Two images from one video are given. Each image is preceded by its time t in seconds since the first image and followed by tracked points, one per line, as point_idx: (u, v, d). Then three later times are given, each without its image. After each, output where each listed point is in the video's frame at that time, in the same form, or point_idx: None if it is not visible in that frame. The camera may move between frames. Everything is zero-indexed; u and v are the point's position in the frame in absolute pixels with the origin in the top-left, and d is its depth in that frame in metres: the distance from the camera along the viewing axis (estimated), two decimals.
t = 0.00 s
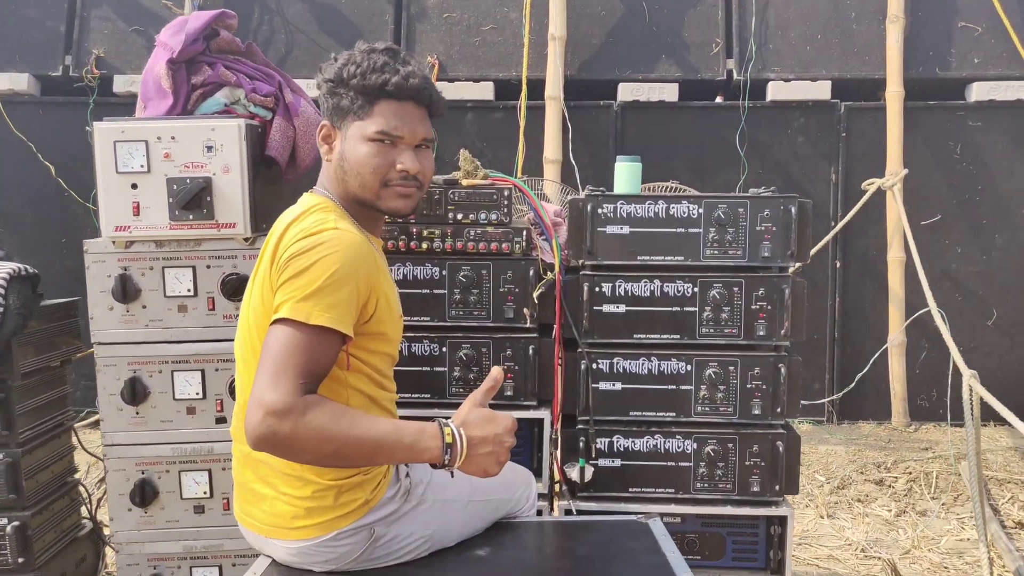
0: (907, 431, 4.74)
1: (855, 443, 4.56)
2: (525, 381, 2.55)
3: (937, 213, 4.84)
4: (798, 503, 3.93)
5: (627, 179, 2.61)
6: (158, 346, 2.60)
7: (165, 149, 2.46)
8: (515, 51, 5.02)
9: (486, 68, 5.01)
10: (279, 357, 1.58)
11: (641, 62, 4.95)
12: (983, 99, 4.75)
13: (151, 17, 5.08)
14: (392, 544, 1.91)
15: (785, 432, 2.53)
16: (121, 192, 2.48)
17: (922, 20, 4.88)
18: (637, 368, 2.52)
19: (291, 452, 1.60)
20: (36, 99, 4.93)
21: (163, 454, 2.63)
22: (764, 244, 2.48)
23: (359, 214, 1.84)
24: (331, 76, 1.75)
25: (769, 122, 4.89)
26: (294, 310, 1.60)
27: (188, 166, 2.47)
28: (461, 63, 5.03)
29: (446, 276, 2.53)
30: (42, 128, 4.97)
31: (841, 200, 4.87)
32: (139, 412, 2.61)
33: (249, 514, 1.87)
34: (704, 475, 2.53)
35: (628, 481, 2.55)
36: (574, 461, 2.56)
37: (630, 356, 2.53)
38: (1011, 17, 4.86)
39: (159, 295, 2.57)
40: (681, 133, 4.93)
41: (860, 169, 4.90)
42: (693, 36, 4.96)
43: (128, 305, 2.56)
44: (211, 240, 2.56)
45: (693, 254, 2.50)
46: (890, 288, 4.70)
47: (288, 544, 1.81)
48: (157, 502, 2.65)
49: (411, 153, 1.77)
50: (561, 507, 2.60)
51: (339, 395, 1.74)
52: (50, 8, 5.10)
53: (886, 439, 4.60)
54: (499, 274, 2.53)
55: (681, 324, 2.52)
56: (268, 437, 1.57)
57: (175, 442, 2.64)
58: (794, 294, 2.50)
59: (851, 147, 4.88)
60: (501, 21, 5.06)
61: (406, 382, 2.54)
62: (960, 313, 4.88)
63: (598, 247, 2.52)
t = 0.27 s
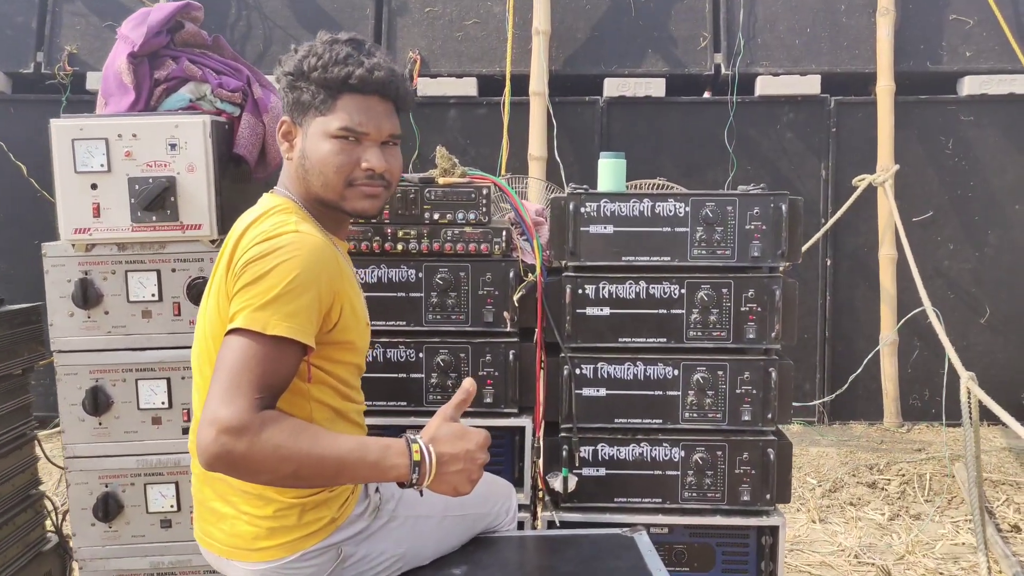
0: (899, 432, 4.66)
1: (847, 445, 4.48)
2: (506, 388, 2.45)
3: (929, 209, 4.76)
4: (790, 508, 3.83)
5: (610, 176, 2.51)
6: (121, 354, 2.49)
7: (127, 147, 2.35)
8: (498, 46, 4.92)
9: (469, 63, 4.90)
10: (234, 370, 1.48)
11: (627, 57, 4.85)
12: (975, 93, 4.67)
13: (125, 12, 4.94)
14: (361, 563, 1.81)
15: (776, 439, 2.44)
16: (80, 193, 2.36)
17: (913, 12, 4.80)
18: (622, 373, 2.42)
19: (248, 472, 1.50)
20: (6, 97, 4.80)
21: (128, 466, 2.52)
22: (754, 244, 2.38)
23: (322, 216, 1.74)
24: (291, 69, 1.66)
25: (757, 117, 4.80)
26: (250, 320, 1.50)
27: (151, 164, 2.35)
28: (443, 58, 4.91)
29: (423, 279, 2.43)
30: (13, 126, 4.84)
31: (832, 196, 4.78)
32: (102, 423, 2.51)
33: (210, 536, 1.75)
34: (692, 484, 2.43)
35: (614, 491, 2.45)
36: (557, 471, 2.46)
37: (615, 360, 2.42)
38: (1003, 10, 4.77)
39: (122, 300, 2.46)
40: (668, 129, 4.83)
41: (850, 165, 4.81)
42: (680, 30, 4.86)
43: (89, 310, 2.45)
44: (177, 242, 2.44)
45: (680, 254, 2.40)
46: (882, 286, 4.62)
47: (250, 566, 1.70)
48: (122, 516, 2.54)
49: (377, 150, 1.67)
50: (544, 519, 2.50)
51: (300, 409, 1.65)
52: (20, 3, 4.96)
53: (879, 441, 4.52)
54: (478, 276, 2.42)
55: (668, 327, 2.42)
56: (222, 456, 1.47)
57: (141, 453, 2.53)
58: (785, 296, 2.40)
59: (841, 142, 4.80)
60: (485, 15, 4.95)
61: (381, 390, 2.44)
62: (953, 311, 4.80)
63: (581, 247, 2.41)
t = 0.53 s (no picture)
0: (899, 430, 4.55)
1: (845, 443, 4.37)
2: (486, 389, 2.34)
3: (926, 201, 4.65)
4: (787, 509, 3.73)
5: (594, 167, 2.40)
6: (84, 358, 2.37)
7: (86, 141, 2.23)
8: (485, 39, 4.81)
9: (455, 57, 4.80)
10: (182, 374, 1.35)
11: (616, 49, 4.74)
12: (972, 82, 4.57)
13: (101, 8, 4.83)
14: None
15: (770, 441, 2.33)
16: (37, 189, 2.24)
17: None
18: (609, 373, 2.32)
19: (199, 485, 1.38)
20: None
21: (93, 476, 2.41)
22: (745, 236, 2.27)
23: (279, 208, 1.63)
24: (244, 52, 1.54)
25: (750, 109, 4.69)
26: (198, 320, 1.38)
27: (111, 159, 2.24)
28: (428, 53, 4.81)
29: (399, 277, 2.32)
30: None
31: (827, 189, 4.67)
32: (65, 430, 2.39)
33: (164, 551, 1.63)
34: (684, 489, 2.32)
35: (601, 496, 2.34)
36: (542, 476, 2.35)
37: (601, 360, 2.32)
38: None
39: (84, 302, 2.35)
40: (659, 122, 4.73)
41: (845, 157, 4.71)
42: (669, 21, 4.76)
43: (50, 313, 2.33)
44: (141, 240, 2.33)
45: (667, 248, 2.29)
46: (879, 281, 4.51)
47: None
48: (88, 528, 2.43)
49: (338, 138, 1.57)
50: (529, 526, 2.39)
51: (257, 415, 1.54)
52: None
53: (878, 439, 4.42)
54: (456, 273, 2.31)
55: (655, 324, 2.31)
56: (170, 469, 1.35)
57: (106, 462, 2.41)
58: (779, 290, 2.29)
59: (836, 134, 4.69)
60: (470, 7, 4.84)
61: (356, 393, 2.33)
62: (952, 305, 4.70)
63: (563, 241, 2.31)
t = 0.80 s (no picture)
0: (904, 428, 4.46)
1: (850, 443, 4.27)
2: (474, 387, 2.24)
3: (932, 195, 4.55)
4: (790, 511, 3.63)
5: (586, 155, 2.31)
6: (57, 355, 2.28)
7: (56, 129, 2.14)
8: (480, 31, 4.72)
9: (450, 49, 4.70)
10: (139, 370, 1.25)
11: (615, 40, 4.64)
12: (979, 73, 4.46)
13: None
14: None
15: (771, 440, 2.23)
16: (6, 179, 2.15)
17: None
18: (602, 370, 2.22)
19: (158, 489, 1.27)
20: None
21: (67, 478, 2.31)
22: (744, 226, 2.17)
23: (246, 194, 1.54)
24: (208, 29, 1.45)
25: (751, 100, 4.59)
26: (158, 311, 1.27)
27: (83, 147, 2.15)
28: (423, 45, 4.71)
29: (383, 270, 2.23)
30: None
31: (830, 182, 4.57)
32: (38, 430, 2.29)
33: (126, 553, 1.53)
34: (681, 491, 2.23)
35: (595, 498, 2.25)
36: (533, 477, 2.26)
37: (594, 356, 2.23)
38: None
39: (57, 296, 2.25)
40: (659, 115, 4.63)
41: (849, 150, 4.61)
42: (669, 12, 4.66)
43: (21, 308, 2.24)
44: (115, 232, 2.24)
45: (663, 239, 2.19)
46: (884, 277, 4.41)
47: None
48: (62, 532, 2.34)
49: (308, 120, 1.47)
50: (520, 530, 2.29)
51: (223, 413, 1.44)
52: None
53: (883, 438, 4.33)
54: (443, 266, 2.22)
55: (651, 319, 2.22)
56: (127, 472, 1.25)
57: (81, 464, 2.32)
58: (779, 283, 2.20)
59: (839, 127, 4.59)
60: None
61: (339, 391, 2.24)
62: (958, 301, 4.59)
63: (554, 233, 2.21)
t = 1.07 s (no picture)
0: (919, 427, 4.37)
1: (863, 442, 4.19)
2: (475, 381, 2.18)
3: (948, 189, 4.46)
4: (801, 511, 3.55)
5: (591, 142, 2.24)
6: (48, 347, 2.22)
7: (46, 114, 2.09)
8: (487, 23, 4.65)
9: (456, 42, 4.64)
10: (116, 360, 1.18)
11: (624, 32, 4.57)
12: (995, 65, 4.37)
13: None
14: None
15: (781, 436, 2.16)
16: None
17: None
18: (607, 363, 2.16)
19: (137, 484, 1.20)
20: None
21: (58, 473, 2.25)
22: (754, 215, 2.10)
23: (231, 176, 1.49)
24: (190, 4, 1.39)
25: (762, 93, 4.51)
26: (137, 298, 1.20)
27: (73, 134, 2.09)
28: (428, 37, 4.65)
29: (381, 260, 2.16)
30: None
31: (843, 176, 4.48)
32: (29, 424, 2.24)
33: (109, 549, 1.48)
34: (688, 489, 2.16)
35: (599, 496, 2.18)
36: (535, 474, 2.19)
37: (598, 349, 2.16)
38: None
39: (48, 287, 2.20)
40: (668, 108, 4.56)
41: (862, 143, 4.52)
42: (678, 3, 4.58)
43: (11, 299, 2.19)
44: (107, 222, 2.18)
45: (670, 228, 2.12)
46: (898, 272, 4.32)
47: None
48: (54, 528, 2.28)
49: (295, 99, 1.42)
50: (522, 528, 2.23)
51: (208, 404, 1.39)
52: None
53: (897, 437, 4.24)
54: (442, 256, 2.16)
55: (657, 311, 2.15)
56: (105, 468, 1.17)
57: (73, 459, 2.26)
58: (790, 274, 2.12)
59: (852, 119, 4.51)
60: None
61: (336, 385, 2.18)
62: (974, 298, 4.50)
63: (558, 221, 2.15)
